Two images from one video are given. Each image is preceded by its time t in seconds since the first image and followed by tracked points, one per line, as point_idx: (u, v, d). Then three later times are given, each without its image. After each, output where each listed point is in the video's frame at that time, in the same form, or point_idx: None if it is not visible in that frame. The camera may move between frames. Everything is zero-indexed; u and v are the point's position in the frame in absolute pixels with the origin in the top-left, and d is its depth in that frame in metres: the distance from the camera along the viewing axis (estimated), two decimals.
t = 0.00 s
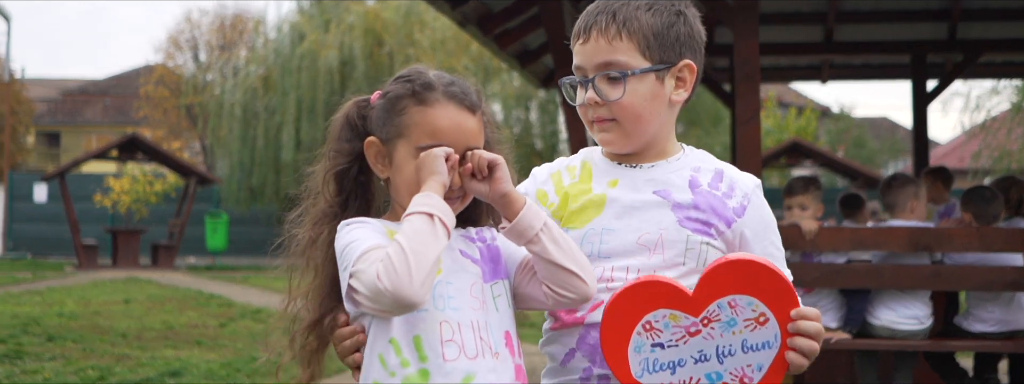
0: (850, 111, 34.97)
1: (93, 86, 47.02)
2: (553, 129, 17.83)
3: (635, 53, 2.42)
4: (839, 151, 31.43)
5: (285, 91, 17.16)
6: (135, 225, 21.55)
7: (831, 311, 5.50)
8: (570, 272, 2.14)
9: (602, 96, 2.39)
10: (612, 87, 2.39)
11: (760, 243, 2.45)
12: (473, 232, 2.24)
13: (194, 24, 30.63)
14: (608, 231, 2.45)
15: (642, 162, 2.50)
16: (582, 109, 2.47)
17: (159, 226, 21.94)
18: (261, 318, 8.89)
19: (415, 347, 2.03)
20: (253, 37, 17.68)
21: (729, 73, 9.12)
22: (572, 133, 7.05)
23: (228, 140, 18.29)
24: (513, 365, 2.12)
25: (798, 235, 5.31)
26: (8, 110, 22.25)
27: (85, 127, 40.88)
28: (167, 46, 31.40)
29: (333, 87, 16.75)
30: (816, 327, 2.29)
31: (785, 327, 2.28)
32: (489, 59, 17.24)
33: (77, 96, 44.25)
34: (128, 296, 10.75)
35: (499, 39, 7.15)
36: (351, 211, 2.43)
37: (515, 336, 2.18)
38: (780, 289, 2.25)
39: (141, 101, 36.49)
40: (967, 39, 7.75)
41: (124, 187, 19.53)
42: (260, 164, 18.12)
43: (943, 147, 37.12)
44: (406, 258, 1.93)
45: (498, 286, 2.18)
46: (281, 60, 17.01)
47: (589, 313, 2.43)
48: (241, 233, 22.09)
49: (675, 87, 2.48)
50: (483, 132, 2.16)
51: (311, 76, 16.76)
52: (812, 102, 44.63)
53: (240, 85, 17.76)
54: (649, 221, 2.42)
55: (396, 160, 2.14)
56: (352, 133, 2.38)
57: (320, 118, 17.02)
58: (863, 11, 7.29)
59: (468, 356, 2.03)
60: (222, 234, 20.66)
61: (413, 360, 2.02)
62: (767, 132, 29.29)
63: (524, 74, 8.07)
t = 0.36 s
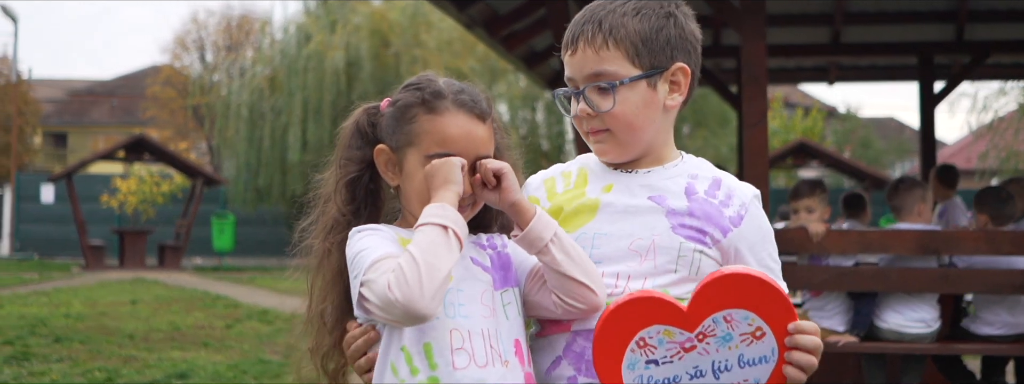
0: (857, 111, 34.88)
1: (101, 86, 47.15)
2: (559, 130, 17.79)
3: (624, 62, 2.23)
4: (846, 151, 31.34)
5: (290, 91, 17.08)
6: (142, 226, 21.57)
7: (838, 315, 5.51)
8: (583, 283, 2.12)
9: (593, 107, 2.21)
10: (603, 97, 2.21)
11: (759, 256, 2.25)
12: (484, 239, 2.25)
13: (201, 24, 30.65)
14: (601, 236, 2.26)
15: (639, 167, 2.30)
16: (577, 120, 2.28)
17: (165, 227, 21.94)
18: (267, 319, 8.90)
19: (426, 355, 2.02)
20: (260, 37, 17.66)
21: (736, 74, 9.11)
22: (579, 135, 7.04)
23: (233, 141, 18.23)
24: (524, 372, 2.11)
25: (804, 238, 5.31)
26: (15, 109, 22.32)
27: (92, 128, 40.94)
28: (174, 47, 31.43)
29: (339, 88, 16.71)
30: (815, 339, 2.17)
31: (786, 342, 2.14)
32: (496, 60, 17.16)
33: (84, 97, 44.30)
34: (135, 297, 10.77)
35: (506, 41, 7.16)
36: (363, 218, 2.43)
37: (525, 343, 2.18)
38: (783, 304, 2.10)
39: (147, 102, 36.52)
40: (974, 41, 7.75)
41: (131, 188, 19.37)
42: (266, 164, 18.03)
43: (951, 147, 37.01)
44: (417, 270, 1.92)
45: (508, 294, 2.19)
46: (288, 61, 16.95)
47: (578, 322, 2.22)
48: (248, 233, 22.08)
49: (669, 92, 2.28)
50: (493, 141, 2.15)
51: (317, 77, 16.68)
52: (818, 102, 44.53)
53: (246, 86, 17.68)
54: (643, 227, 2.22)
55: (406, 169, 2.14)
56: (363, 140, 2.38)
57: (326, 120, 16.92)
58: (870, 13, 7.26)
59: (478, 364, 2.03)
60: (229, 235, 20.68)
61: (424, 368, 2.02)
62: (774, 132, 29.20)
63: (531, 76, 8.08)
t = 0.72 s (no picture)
0: (864, 112, 34.82)
1: (109, 87, 47.24)
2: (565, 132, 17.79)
3: (639, 70, 2.21)
4: (853, 152, 31.26)
5: (297, 93, 17.05)
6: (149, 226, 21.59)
7: (846, 318, 5.51)
8: (585, 287, 2.10)
9: (608, 116, 2.19)
10: (618, 106, 2.19)
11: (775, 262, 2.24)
12: (496, 246, 2.25)
13: (208, 24, 30.70)
14: (617, 243, 2.24)
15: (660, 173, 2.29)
16: (593, 129, 2.27)
17: (172, 227, 21.98)
18: (274, 320, 8.91)
19: (433, 364, 2.03)
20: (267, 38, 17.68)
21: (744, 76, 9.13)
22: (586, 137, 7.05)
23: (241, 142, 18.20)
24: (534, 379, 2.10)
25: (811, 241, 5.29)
26: (24, 109, 22.41)
27: (100, 128, 41.01)
28: (181, 47, 31.49)
29: (347, 89, 16.71)
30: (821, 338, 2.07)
31: (788, 337, 2.06)
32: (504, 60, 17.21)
33: (92, 98, 44.40)
34: (143, 298, 10.80)
35: (514, 43, 7.19)
36: (374, 227, 2.40)
37: (535, 349, 2.17)
38: (785, 297, 2.03)
39: (155, 102, 36.55)
40: (982, 43, 7.74)
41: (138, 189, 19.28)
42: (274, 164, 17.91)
43: (959, 149, 36.90)
44: (417, 281, 1.93)
45: (518, 301, 2.18)
46: (295, 62, 16.91)
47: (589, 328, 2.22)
48: (256, 234, 22.10)
49: (685, 99, 2.26)
50: (502, 152, 2.15)
51: (325, 78, 16.65)
52: (826, 103, 44.45)
53: (253, 86, 17.57)
54: (658, 236, 2.21)
55: (417, 178, 2.14)
56: (375, 148, 2.37)
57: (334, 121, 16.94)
58: (878, 14, 7.24)
59: (486, 371, 2.02)
60: (236, 235, 20.56)
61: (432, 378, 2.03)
62: (781, 133, 29.16)
63: (539, 78, 8.10)
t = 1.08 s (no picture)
0: (870, 112, 34.72)
1: (115, 87, 47.28)
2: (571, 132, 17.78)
3: (640, 70, 2.20)
4: (860, 152, 31.18)
5: (303, 93, 17.05)
6: (155, 227, 21.62)
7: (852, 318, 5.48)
8: (586, 286, 2.09)
9: (609, 117, 2.19)
10: (619, 107, 2.19)
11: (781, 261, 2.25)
12: (497, 250, 2.25)
13: (214, 25, 30.73)
14: (623, 251, 2.24)
15: (665, 177, 2.29)
16: (594, 131, 2.27)
17: (178, 228, 22.01)
18: (281, 320, 8.92)
19: (439, 366, 2.02)
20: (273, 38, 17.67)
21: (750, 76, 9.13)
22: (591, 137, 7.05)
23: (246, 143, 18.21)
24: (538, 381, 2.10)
25: (817, 242, 5.28)
26: (30, 110, 22.46)
27: (106, 128, 41.04)
28: (187, 48, 31.51)
29: (352, 89, 16.72)
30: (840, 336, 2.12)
31: (808, 336, 2.13)
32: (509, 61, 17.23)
33: (98, 98, 44.44)
34: (149, 298, 10.83)
35: (519, 43, 7.20)
36: (376, 230, 2.41)
37: (539, 353, 2.17)
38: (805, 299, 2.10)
39: (160, 102, 36.55)
40: (988, 42, 7.72)
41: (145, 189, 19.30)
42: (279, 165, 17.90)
43: (966, 149, 36.76)
44: (415, 282, 1.93)
45: (521, 303, 2.18)
46: (300, 62, 16.92)
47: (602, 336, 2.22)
48: (262, 234, 22.12)
49: (686, 101, 2.25)
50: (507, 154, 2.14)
51: (330, 78, 16.64)
52: (832, 103, 44.34)
53: (259, 87, 17.62)
54: (663, 242, 2.21)
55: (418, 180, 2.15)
56: (376, 150, 2.37)
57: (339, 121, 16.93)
58: (884, 15, 7.23)
59: (493, 373, 2.02)
60: (242, 236, 20.55)
61: (438, 379, 2.01)
62: (787, 133, 29.11)
63: (544, 78, 8.11)
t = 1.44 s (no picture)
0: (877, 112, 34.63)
1: (121, 88, 47.34)
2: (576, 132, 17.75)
3: (646, 72, 2.20)
4: (866, 153, 31.11)
5: (309, 94, 17.04)
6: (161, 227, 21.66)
7: (858, 318, 5.46)
8: (583, 319, 2.14)
9: (617, 119, 2.19)
10: (628, 109, 2.18)
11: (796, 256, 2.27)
12: (504, 253, 2.26)
13: (220, 25, 30.76)
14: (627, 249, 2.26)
15: (679, 174, 2.28)
16: (604, 133, 2.26)
17: (184, 228, 22.05)
18: (286, 320, 8.92)
19: (442, 367, 2.02)
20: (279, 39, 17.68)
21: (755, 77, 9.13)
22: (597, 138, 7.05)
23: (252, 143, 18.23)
24: None
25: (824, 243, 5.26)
26: (36, 111, 22.50)
27: (111, 129, 41.07)
28: (194, 48, 31.56)
29: (358, 89, 16.72)
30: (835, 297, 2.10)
31: (798, 288, 2.12)
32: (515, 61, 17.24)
33: (104, 99, 44.52)
34: (155, 299, 10.85)
35: (525, 44, 7.21)
36: (384, 226, 2.38)
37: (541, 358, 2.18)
38: (793, 246, 2.10)
39: (167, 103, 36.57)
40: (995, 43, 7.70)
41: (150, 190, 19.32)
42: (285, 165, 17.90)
43: (972, 150, 36.65)
44: (417, 291, 1.93)
45: (525, 307, 2.20)
46: (306, 62, 16.93)
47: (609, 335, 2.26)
48: (267, 234, 22.14)
49: (694, 100, 2.24)
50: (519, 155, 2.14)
51: (336, 78, 16.64)
52: (838, 103, 44.26)
53: (265, 87, 17.64)
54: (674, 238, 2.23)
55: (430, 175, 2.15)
56: (391, 145, 2.37)
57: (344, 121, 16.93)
58: (890, 14, 7.21)
59: (494, 376, 2.01)
60: (248, 236, 20.55)
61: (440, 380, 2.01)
62: (793, 133, 29.07)
63: (550, 79, 8.11)
